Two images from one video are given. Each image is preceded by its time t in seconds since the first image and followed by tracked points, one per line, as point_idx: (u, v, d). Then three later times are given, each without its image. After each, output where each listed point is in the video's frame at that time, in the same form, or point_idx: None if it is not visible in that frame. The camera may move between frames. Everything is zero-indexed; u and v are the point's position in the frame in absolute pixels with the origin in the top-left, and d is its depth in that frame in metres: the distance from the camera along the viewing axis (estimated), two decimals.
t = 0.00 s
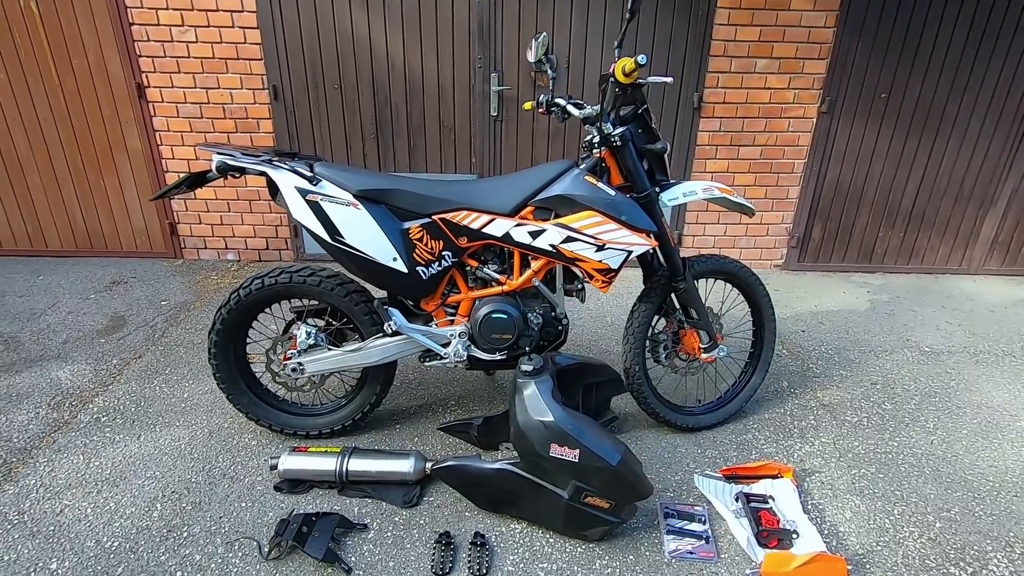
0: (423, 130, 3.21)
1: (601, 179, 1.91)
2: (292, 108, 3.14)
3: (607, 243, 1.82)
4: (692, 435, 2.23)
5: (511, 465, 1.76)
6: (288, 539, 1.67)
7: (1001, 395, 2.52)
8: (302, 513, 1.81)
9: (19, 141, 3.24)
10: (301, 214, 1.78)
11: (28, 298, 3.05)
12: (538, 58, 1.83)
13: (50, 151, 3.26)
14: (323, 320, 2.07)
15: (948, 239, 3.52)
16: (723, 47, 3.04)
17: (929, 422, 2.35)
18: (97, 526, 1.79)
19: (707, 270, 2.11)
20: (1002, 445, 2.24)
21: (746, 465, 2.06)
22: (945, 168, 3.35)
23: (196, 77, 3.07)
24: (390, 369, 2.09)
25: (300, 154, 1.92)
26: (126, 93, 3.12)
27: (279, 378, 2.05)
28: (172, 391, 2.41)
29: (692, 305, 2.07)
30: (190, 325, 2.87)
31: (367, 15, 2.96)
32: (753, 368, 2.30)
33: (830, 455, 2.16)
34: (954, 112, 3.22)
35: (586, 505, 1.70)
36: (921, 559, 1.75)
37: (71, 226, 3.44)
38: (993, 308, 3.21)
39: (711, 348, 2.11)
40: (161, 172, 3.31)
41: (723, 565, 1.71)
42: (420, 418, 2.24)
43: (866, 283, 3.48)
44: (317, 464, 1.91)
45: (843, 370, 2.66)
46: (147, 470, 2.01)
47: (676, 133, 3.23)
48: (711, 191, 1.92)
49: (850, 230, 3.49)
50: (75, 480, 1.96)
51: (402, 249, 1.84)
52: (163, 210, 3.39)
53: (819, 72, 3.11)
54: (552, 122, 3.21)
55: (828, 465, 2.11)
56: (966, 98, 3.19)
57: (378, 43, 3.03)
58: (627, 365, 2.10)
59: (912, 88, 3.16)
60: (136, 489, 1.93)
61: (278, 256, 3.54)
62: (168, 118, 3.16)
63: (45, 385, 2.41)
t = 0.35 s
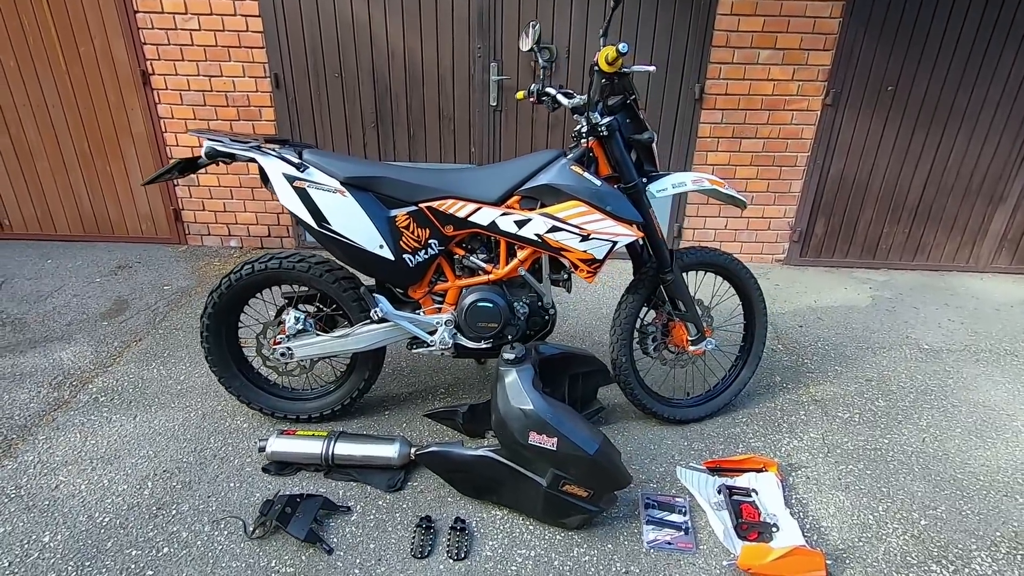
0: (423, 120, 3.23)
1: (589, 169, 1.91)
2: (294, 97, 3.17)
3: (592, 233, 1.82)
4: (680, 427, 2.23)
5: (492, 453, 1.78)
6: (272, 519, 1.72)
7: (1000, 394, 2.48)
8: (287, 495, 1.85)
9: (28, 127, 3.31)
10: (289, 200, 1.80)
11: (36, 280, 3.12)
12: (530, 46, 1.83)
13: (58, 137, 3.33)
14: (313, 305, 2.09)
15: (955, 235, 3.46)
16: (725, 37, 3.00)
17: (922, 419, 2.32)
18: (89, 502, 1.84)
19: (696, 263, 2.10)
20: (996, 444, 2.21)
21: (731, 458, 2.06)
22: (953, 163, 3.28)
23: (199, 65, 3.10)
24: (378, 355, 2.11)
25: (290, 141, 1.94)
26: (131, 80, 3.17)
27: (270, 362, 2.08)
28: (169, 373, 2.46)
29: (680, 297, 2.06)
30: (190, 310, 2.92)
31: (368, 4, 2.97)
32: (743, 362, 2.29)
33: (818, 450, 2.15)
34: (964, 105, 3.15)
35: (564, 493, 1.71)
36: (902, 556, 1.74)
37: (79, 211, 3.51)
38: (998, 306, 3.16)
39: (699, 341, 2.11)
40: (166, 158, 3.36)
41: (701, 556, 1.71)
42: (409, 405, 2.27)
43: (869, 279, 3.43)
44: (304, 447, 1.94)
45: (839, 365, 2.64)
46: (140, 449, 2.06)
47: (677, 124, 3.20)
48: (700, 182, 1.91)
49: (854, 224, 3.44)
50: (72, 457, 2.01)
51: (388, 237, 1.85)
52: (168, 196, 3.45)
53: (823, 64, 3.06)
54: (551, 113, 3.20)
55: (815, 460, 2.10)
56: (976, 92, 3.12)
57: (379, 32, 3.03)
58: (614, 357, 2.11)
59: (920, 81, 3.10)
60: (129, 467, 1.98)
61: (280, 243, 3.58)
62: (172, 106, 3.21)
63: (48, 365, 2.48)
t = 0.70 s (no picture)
0: (426, 111, 3.25)
1: (581, 159, 1.92)
2: (299, 87, 3.21)
3: (581, 223, 1.83)
4: (671, 418, 2.23)
5: (479, 438, 1.80)
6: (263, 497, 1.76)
7: (1000, 392, 2.45)
8: (280, 475, 1.90)
9: (42, 115, 3.39)
10: (284, 187, 1.83)
11: (48, 265, 3.21)
12: (526, 36, 1.81)
13: (71, 126, 3.40)
14: (309, 291, 2.13)
15: (963, 232, 3.41)
16: (729, 30, 2.98)
17: (918, 416, 2.31)
18: (90, 478, 1.90)
19: (689, 255, 2.11)
20: (992, 442, 2.18)
21: (720, 449, 2.06)
22: (962, 159, 3.23)
23: (207, 55, 3.15)
24: (372, 341, 2.14)
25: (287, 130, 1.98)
26: (141, 69, 3.23)
27: (266, 346, 2.13)
28: (171, 356, 2.52)
29: (671, 288, 2.06)
30: (195, 296, 2.98)
31: None
32: (736, 355, 2.28)
33: (809, 444, 2.15)
34: (974, 100, 3.10)
35: (549, 479, 1.73)
36: (888, 550, 1.73)
37: (91, 199, 3.60)
38: (1004, 304, 3.11)
39: (690, 332, 2.11)
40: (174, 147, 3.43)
41: (684, 545, 1.73)
42: (403, 391, 2.30)
43: (873, 276, 3.40)
44: (297, 429, 1.98)
45: (836, 361, 2.62)
46: (141, 429, 2.11)
47: (680, 117, 3.19)
48: (693, 174, 1.91)
49: (859, 220, 3.40)
50: (75, 434, 2.07)
51: (380, 224, 1.88)
52: (176, 184, 3.51)
53: (829, 57, 3.03)
54: (553, 105, 3.21)
55: (806, 453, 2.10)
56: (987, 86, 3.06)
57: (382, 23, 3.05)
58: (605, 347, 2.12)
59: (929, 74, 3.05)
60: (129, 445, 2.03)
61: (285, 232, 3.63)
62: (180, 95, 3.27)
63: (56, 346, 2.55)
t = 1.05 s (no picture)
0: (435, 105, 3.26)
1: (586, 155, 1.92)
2: (309, 79, 3.23)
3: (584, 218, 1.83)
4: (671, 417, 2.24)
5: (477, 430, 1.82)
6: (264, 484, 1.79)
7: (1006, 399, 2.43)
8: (281, 462, 1.92)
9: (58, 103, 3.44)
10: (290, 177, 1.86)
11: (62, 251, 3.26)
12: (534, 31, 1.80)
13: (85, 114, 3.45)
14: (314, 282, 2.15)
15: (974, 237, 3.37)
16: (741, 28, 2.96)
17: (921, 420, 2.29)
18: (97, 460, 1.93)
19: (692, 253, 2.10)
20: (996, 448, 2.16)
21: (720, 448, 2.06)
22: (974, 162, 3.19)
23: (220, 46, 3.18)
24: (375, 332, 2.16)
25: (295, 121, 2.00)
26: (155, 59, 3.26)
27: (271, 334, 2.15)
28: (179, 343, 2.56)
29: (674, 286, 2.06)
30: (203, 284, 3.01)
31: None
32: (738, 355, 2.28)
33: (810, 445, 2.14)
34: (988, 103, 3.06)
35: (546, 473, 1.74)
36: (885, 553, 1.73)
37: (104, 187, 3.65)
38: (1014, 310, 3.07)
39: (692, 331, 2.11)
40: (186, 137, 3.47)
41: (679, 542, 1.73)
42: (405, 383, 2.33)
43: (881, 279, 3.37)
44: (300, 418, 2.01)
45: (840, 363, 2.61)
46: (147, 413, 2.15)
47: (689, 116, 3.18)
48: (698, 172, 1.91)
49: (869, 222, 3.37)
50: (83, 417, 2.11)
51: (385, 216, 1.90)
52: (188, 174, 3.56)
53: (841, 57, 3.00)
54: (562, 101, 3.21)
55: (806, 455, 2.10)
56: (1002, 89, 3.02)
57: (393, 16, 3.07)
58: (606, 344, 2.12)
59: (943, 76, 3.01)
60: (135, 429, 2.07)
61: (294, 223, 3.66)
62: (193, 86, 3.30)
63: (67, 331, 2.59)
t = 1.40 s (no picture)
0: (444, 104, 3.28)
1: (592, 155, 1.93)
2: (319, 78, 3.26)
3: (590, 217, 1.83)
4: (676, 416, 2.24)
5: (482, 427, 1.83)
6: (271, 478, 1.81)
7: (1016, 402, 2.40)
8: (289, 457, 1.95)
9: (72, 102, 3.49)
10: (299, 175, 1.88)
11: (75, 248, 3.31)
12: (541, 31, 1.81)
13: (100, 113, 3.51)
14: (322, 279, 2.17)
15: (986, 239, 3.34)
16: (750, 28, 2.95)
17: (929, 423, 2.27)
18: (108, 452, 1.97)
19: (698, 253, 2.10)
20: (1005, 452, 2.14)
21: (725, 448, 2.06)
22: (986, 164, 3.16)
23: (231, 46, 3.22)
24: (382, 329, 2.18)
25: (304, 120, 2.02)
26: (167, 59, 3.31)
27: (279, 331, 2.18)
28: (189, 339, 2.59)
29: (680, 286, 2.06)
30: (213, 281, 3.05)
31: None
32: (744, 355, 2.28)
33: (816, 446, 2.13)
34: (1000, 104, 3.03)
35: (550, 470, 1.75)
36: (890, 555, 1.72)
37: (117, 184, 3.70)
38: None
39: (698, 331, 2.11)
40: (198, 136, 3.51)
41: (683, 541, 1.73)
42: (412, 380, 2.34)
43: (891, 280, 3.35)
44: (307, 413, 2.03)
45: (848, 365, 2.60)
46: (158, 407, 2.18)
47: (697, 116, 3.17)
48: (704, 172, 1.91)
49: (878, 223, 3.35)
50: (95, 410, 2.15)
51: (392, 214, 1.91)
52: (199, 172, 3.60)
53: (852, 57, 2.99)
54: (570, 101, 3.21)
55: (811, 456, 2.09)
56: (1015, 90, 2.99)
57: (402, 16, 3.09)
58: (611, 343, 2.13)
59: (955, 76, 2.99)
60: (146, 423, 2.10)
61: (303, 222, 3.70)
62: (205, 85, 3.34)
63: (80, 326, 2.63)
